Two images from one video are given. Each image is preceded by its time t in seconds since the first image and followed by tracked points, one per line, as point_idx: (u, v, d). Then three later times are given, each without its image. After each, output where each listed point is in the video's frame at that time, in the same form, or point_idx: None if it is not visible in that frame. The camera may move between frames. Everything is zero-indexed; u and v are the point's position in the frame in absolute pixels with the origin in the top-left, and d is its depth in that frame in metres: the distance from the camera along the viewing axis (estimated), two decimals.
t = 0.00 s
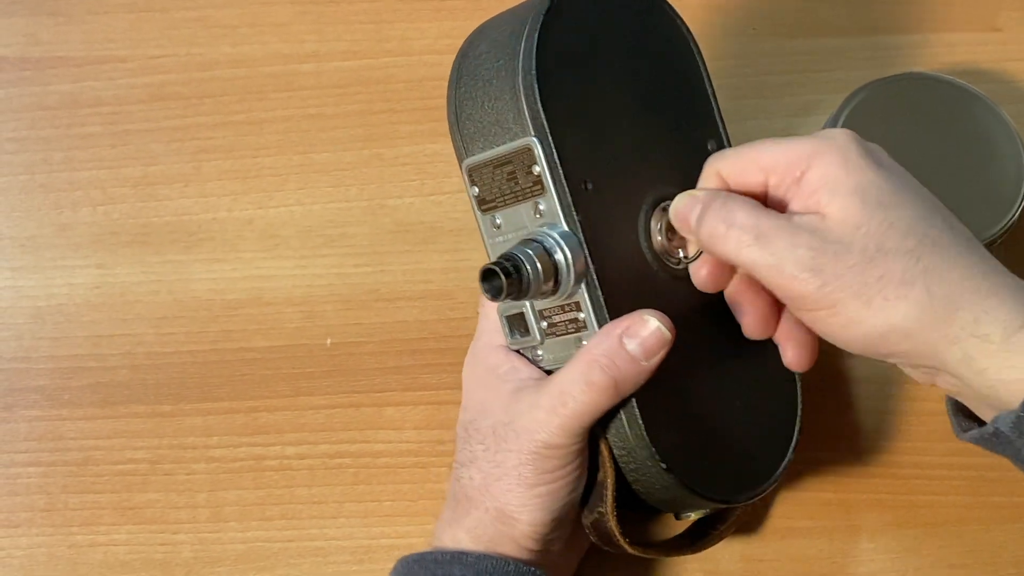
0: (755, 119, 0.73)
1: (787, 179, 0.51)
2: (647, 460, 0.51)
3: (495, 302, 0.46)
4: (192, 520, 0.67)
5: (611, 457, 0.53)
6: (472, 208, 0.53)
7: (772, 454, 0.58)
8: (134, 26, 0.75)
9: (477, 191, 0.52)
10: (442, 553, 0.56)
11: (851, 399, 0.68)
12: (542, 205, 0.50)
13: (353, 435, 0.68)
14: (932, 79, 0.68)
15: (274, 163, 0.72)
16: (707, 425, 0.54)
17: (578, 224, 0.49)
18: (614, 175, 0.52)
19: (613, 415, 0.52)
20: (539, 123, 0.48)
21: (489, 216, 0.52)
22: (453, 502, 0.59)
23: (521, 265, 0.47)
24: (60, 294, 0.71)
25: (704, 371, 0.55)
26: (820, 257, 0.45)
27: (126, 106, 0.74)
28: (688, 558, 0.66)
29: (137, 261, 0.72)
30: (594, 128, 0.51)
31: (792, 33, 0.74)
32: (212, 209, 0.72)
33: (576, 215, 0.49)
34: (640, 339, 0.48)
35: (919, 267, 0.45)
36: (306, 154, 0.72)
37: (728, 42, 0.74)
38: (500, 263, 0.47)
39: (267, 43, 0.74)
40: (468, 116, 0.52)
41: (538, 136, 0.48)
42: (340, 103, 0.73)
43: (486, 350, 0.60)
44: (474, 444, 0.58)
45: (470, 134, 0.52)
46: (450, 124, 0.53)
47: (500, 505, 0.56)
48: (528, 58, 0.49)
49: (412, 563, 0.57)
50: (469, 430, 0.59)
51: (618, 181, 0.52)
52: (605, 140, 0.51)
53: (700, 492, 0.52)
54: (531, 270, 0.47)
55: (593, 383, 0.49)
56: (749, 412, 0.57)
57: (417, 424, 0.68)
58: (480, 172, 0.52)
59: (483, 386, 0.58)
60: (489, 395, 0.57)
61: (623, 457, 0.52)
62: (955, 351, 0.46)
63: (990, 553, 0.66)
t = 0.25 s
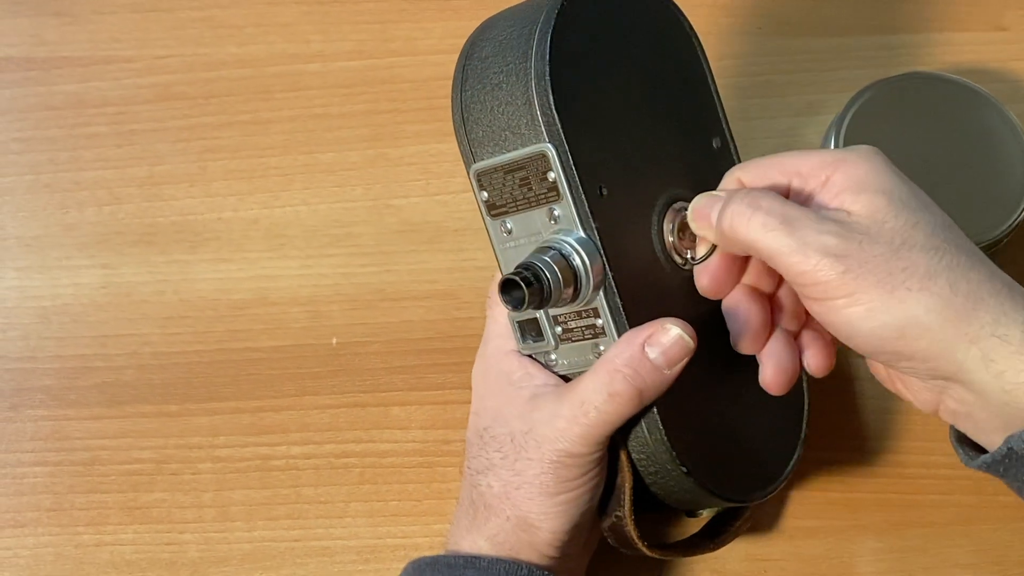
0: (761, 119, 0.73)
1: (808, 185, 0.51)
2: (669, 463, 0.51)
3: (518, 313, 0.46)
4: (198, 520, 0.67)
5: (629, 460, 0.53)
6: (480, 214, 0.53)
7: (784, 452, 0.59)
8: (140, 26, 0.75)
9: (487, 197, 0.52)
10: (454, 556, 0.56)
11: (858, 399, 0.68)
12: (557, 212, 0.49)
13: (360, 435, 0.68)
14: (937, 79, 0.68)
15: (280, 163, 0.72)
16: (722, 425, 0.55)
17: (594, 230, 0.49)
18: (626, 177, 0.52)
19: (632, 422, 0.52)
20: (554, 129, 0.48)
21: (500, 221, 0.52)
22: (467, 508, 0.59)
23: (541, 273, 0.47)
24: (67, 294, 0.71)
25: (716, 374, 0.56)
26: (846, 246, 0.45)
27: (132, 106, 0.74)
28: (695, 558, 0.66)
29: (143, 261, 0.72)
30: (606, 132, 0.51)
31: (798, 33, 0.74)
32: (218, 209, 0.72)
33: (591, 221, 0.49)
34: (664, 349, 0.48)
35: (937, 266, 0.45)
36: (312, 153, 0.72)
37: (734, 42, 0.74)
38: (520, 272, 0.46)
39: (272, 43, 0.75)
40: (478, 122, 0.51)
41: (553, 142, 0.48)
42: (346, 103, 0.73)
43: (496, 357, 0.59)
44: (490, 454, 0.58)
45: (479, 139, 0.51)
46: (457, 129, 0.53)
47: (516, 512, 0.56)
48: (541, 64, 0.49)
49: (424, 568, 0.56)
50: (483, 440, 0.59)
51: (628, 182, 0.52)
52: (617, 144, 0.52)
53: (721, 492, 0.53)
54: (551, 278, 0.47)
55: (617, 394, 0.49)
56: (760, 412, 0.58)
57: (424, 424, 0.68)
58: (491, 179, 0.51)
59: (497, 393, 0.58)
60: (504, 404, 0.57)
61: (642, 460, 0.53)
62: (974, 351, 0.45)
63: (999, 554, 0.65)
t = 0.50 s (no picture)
0: (763, 120, 0.72)
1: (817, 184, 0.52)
2: (672, 462, 0.51)
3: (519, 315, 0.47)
4: (198, 523, 0.67)
5: (631, 460, 0.53)
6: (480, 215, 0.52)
7: (785, 452, 0.58)
8: (140, 27, 0.75)
9: (487, 198, 0.51)
10: (455, 561, 0.55)
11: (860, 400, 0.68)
12: (558, 213, 0.49)
13: (360, 438, 0.68)
14: (940, 79, 0.68)
15: (280, 165, 0.72)
16: (724, 424, 0.54)
17: (596, 230, 0.48)
18: (627, 178, 0.51)
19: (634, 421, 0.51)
20: (554, 128, 0.48)
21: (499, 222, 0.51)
22: (468, 510, 0.59)
23: (542, 275, 0.46)
24: (66, 296, 0.71)
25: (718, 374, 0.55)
26: (864, 233, 0.45)
27: (131, 108, 0.74)
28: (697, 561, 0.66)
29: (143, 263, 0.71)
30: (606, 132, 0.51)
31: (799, 33, 0.74)
32: (218, 211, 0.72)
33: (592, 221, 0.48)
34: (666, 348, 0.47)
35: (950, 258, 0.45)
36: (312, 155, 0.72)
37: (736, 43, 0.74)
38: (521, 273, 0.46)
39: (272, 44, 0.74)
40: (476, 122, 0.51)
41: (552, 142, 0.48)
42: (346, 104, 0.73)
43: (497, 359, 0.59)
44: (491, 457, 0.57)
45: (478, 139, 0.51)
46: (455, 131, 0.52)
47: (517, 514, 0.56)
48: (541, 62, 0.48)
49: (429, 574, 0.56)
50: (485, 442, 0.58)
51: (628, 183, 0.52)
52: (617, 144, 0.51)
53: (723, 492, 0.53)
54: (553, 279, 0.46)
55: (619, 394, 0.48)
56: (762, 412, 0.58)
57: (425, 426, 0.67)
58: (491, 179, 0.51)
59: (498, 395, 0.57)
60: (506, 406, 0.57)
61: (645, 460, 0.52)
62: (990, 339, 0.45)
63: (1001, 557, 0.65)
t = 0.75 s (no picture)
0: (761, 123, 0.72)
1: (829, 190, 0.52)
2: (653, 464, 0.51)
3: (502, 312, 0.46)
4: (197, 527, 0.67)
5: (616, 462, 0.52)
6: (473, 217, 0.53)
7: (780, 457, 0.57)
8: (139, 31, 0.75)
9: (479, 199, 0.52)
10: (447, 561, 0.55)
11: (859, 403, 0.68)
12: (546, 213, 0.49)
13: (360, 441, 0.67)
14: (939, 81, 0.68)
15: (279, 168, 0.72)
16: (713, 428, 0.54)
17: (584, 230, 0.48)
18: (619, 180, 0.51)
19: (619, 421, 0.51)
20: (541, 128, 0.48)
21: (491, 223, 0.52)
22: (458, 510, 0.59)
23: (526, 273, 0.46)
24: (66, 300, 0.71)
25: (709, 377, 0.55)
26: (873, 246, 0.45)
27: (131, 111, 0.74)
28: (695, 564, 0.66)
29: (142, 267, 0.71)
30: (597, 133, 0.51)
31: (798, 36, 0.74)
32: (217, 215, 0.72)
33: (579, 221, 0.48)
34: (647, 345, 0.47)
35: (976, 247, 0.45)
36: (311, 158, 0.72)
37: (734, 45, 0.74)
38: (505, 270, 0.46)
39: (271, 48, 0.74)
40: (469, 124, 0.51)
41: (541, 142, 0.48)
42: (345, 108, 0.73)
43: (486, 359, 0.59)
44: (478, 457, 0.57)
45: (470, 140, 0.52)
46: (450, 132, 0.53)
47: (505, 514, 0.56)
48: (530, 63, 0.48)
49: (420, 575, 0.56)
50: (472, 443, 0.58)
51: (621, 185, 0.52)
52: (608, 145, 0.51)
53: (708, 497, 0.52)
54: (536, 277, 0.46)
55: (600, 391, 0.48)
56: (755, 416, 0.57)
57: (424, 430, 0.67)
58: (482, 180, 0.51)
59: (486, 395, 0.57)
60: (493, 406, 0.56)
61: (629, 462, 0.52)
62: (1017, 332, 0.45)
63: (1000, 559, 0.65)
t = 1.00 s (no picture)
0: (754, 125, 0.73)
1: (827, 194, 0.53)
2: (630, 462, 0.51)
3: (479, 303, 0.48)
4: (192, 531, 0.67)
5: (595, 458, 0.53)
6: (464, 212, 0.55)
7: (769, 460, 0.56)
8: (133, 35, 0.75)
9: (468, 195, 0.54)
10: (431, 558, 0.56)
11: (852, 405, 0.68)
12: (528, 209, 0.51)
13: (355, 445, 0.68)
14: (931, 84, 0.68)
15: (274, 173, 0.72)
16: (697, 429, 0.53)
17: (562, 225, 0.50)
18: (600, 179, 0.52)
19: (597, 416, 0.52)
20: (522, 126, 0.50)
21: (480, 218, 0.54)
22: (439, 505, 0.60)
23: (503, 268, 0.48)
24: (61, 305, 0.71)
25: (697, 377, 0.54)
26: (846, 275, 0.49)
27: (125, 116, 0.74)
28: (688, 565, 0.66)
29: (137, 271, 0.72)
30: (579, 133, 0.51)
31: (790, 39, 0.74)
32: (212, 219, 0.72)
33: (557, 217, 0.50)
34: (620, 339, 0.48)
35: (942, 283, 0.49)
36: (306, 163, 0.72)
37: (726, 48, 0.74)
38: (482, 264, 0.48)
39: (265, 52, 0.74)
40: (460, 121, 0.54)
41: (522, 139, 0.50)
42: (339, 112, 0.73)
43: (476, 355, 0.61)
44: (462, 450, 0.58)
45: (461, 138, 0.54)
46: (444, 130, 0.55)
47: (485, 507, 0.56)
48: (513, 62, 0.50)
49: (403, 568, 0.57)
50: (458, 436, 0.60)
51: (604, 184, 0.52)
52: (591, 144, 0.52)
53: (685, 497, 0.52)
54: (512, 272, 0.48)
55: (573, 382, 0.49)
56: (745, 417, 0.56)
57: (418, 433, 0.68)
58: (471, 177, 0.53)
59: (472, 390, 0.59)
60: (478, 400, 0.58)
61: (607, 459, 0.53)
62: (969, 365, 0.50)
63: (991, 560, 0.65)
